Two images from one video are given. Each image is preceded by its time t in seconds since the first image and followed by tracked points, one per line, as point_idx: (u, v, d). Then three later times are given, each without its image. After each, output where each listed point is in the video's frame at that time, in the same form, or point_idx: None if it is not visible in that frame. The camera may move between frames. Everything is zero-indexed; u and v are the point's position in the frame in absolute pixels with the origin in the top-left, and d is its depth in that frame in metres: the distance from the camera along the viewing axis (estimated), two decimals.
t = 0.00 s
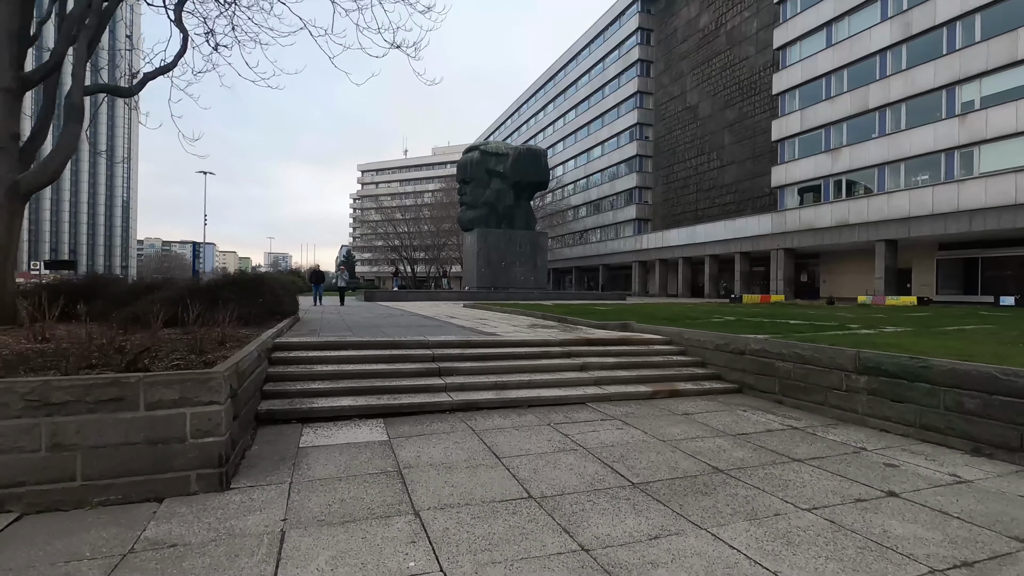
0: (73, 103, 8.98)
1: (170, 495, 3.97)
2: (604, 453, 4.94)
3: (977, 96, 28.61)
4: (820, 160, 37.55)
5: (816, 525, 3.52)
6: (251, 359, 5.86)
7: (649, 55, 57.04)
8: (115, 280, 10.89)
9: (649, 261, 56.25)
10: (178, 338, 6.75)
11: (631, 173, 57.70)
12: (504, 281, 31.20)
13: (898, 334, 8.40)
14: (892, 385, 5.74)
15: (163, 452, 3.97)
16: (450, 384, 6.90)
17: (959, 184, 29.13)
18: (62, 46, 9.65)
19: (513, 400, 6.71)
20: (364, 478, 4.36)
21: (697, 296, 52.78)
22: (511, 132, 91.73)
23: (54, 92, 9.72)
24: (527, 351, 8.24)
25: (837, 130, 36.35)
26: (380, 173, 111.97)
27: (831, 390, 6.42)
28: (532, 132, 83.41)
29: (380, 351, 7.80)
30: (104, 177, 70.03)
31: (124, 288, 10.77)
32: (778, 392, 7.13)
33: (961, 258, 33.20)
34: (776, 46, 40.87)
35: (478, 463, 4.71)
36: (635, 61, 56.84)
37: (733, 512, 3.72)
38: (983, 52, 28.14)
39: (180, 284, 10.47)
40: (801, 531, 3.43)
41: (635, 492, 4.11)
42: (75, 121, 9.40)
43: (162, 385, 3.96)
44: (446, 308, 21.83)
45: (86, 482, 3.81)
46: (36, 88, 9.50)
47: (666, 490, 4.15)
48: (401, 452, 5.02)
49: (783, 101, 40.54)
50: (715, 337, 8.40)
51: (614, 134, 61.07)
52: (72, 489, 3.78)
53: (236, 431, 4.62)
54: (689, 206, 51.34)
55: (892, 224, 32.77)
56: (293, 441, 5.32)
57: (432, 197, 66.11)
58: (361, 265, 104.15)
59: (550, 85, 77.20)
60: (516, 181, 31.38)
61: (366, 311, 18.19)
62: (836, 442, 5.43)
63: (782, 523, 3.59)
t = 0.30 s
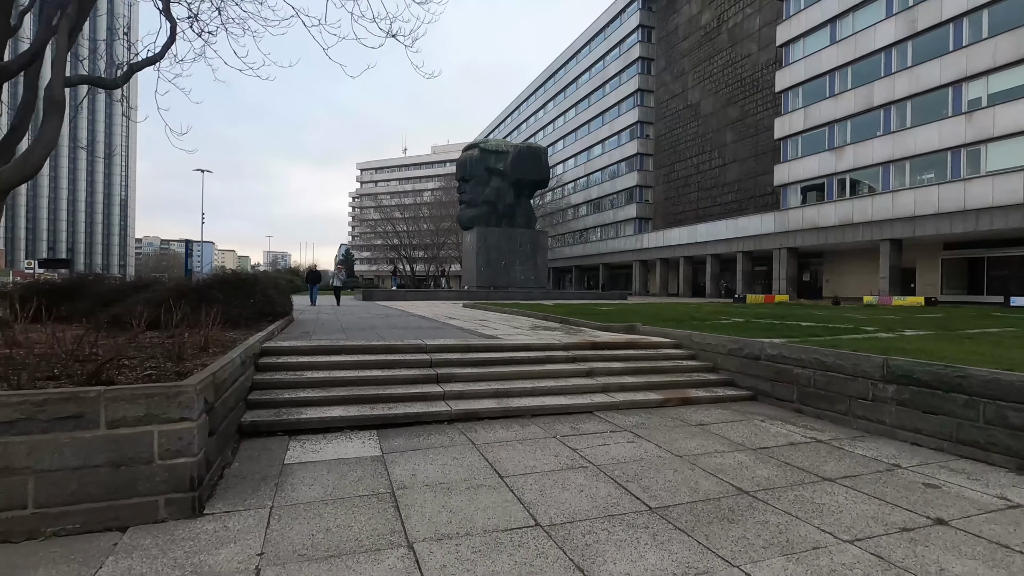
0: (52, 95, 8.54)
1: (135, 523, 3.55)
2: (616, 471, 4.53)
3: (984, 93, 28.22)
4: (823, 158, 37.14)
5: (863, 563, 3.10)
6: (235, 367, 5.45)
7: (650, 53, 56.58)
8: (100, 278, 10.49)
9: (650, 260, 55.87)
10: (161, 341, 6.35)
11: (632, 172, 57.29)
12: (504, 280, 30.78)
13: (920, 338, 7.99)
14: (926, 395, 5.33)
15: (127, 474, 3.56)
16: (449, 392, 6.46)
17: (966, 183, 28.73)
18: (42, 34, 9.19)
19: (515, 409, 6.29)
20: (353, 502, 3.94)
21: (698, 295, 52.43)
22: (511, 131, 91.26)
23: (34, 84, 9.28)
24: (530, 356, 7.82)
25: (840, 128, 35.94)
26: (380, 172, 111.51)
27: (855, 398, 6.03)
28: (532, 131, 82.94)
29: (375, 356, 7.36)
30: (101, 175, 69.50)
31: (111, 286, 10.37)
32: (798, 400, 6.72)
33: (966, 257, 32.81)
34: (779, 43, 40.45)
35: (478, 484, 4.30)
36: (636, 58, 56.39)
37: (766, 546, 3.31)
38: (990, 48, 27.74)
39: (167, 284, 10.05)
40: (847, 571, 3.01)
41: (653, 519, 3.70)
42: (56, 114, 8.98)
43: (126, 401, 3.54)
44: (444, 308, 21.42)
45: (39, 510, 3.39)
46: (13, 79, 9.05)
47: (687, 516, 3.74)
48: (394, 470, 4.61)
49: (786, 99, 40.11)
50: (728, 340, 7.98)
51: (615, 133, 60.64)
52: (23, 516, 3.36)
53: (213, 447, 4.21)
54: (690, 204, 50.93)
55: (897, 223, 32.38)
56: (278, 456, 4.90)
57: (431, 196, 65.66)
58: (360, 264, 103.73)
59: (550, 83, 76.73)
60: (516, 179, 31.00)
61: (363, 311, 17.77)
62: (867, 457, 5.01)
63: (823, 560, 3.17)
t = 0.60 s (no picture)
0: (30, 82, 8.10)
1: (95, 548, 3.14)
2: (635, 484, 4.13)
3: (988, 90, 27.92)
4: (824, 156, 36.82)
5: None
6: (219, 370, 5.03)
7: (649, 51, 56.23)
8: (85, 276, 10.08)
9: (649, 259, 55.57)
10: (140, 342, 5.90)
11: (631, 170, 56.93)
12: (503, 279, 30.38)
13: (942, 338, 7.61)
14: (965, 400, 4.94)
15: (88, 492, 3.15)
16: (450, 396, 6.05)
17: (970, 180, 28.43)
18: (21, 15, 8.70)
19: (521, 414, 5.88)
20: (343, 522, 3.52)
21: (697, 294, 52.18)
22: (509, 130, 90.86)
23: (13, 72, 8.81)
24: (535, 357, 7.41)
25: (842, 126, 35.62)
26: (377, 171, 111.09)
27: (884, 402, 5.64)
28: (530, 130, 82.60)
29: (370, 357, 6.93)
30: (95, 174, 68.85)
31: (97, 284, 9.95)
32: (820, 403, 6.34)
33: (969, 256, 32.57)
34: (779, 40, 40.13)
35: (481, 499, 3.88)
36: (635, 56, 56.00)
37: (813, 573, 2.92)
38: (995, 44, 27.43)
39: (153, 282, 9.61)
40: None
41: (680, 541, 3.30)
42: (34, 101, 8.50)
43: (85, 408, 3.14)
44: (442, 308, 21.02)
45: None
46: None
47: (718, 537, 3.35)
48: (390, 483, 4.19)
49: (787, 96, 39.79)
50: (742, 339, 7.58)
51: (614, 131, 60.29)
52: None
53: (189, 460, 3.79)
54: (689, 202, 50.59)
55: (900, 221, 32.07)
56: (264, 467, 4.48)
57: (429, 195, 65.24)
58: (358, 264, 103.25)
59: (549, 81, 76.36)
60: (515, 177, 30.61)
61: (359, 311, 17.36)
62: (904, 468, 4.62)
63: None
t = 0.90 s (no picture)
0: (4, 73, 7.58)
1: None
2: (653, 509, 3.73)
3: (989, 89, 27.70)
4: (824, 156, 36.58)
5: None
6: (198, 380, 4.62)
7: (646, 50, 55.96)
8: (64, 278, 9.64)
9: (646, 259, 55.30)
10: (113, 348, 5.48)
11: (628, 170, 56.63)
12: (500, 280, 29.97)
13: (963, 342, 7.26)
14: (1002, 411, 4.58)
15: (30, 527, 2.74)
16: (447, 406, 5.65)
17: (971, 180, 28.20)
18: None
19: (523, 426, 5.49)
20: (326, 557, 3.09)
21: (695, 295, 51.92)
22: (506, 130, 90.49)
23: None
24: (536, 363, 7.02)
25: (841, 125, 35.39)
26: (373, 171, 110.49)
27: (912, 413, 5.27)
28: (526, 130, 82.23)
29: (362, 364, 6.53)
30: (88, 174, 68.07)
31: (77, 286, 9.51)
32: (840, 413, 5.98)
33: (969, 257, 32.38)
34: (778, 40, 39.89)
35: (481, 529, 3.47)
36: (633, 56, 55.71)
37: None
38: (996, 43, 27.22)
39: (134, 282, 9.15)
40: None
41: None
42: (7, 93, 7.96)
43: (31, 427, 2.74)
44: (438, 309, 20.63)
45: None
46: None
47: (752, 574, 2.95)
48: (380, 508, 3.78)
49: (786, 96, 39.55)
50: (755, 344, 7.22)
51: (611, 131, 59.98)
52: None
53: (156, 484, 3.37)
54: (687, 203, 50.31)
55: (900, 221, 31.84)
56: (244, 488, 4.07)
57: (425, 195, 64.73)
58: (353, 264, 102.61)
59: (545, 81, 76.02)
60: (512, 177, 30.25)
61: (353, 312, 16.95)
62: (943, 487, 4.24)
63: None
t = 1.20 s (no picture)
0: None
1: None
2: (662, 535, 3.33)
3: (986, 87, 27.52)
4: (820, 154, 36.39)
5: None
6: (157, 391, 4.17)
7: (641, 49, 55.64)
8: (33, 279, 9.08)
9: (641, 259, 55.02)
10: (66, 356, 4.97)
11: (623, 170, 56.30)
12: (494, 280, 29.51)
13: (979, 343, 6.89)
14: None
15: None
16: (435, 415, 5.22)
17: (968, 179, 28.04)
18: None
19: (516, 437, 5.07)
20: None
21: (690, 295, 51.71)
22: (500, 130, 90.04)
23: None
24: (531, 367, 6.60)
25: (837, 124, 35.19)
26: (366, 171, 109.70)
27: (935, 421, 4.89)
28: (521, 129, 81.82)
29: (345, 369, 6.08)
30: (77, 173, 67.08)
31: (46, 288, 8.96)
32: (855, 420, 5.60)
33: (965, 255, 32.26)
34: (774, 38, 39.65)
35: (468, 563, 3.04)
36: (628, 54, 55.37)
37: None
38: (993, 41, 27.04)
39: (106, 282, 8.61)
40: None
41: None
42: None
43: None
44: (431, 309, 20.14)
45: None
46: None
47: None
48: (354, 539, 3.33)
49: (782, 94, 39.32)
50: (761, 346, 6.84)
51: (606, 130, 59.65)
52: None
53: (93, 516, 2.94)
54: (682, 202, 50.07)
55: (897, 220, 31.67)
56: (203, 513, 3.62)
57: (419, 194, 64.18)
58: (347, 265, 101.87)
59: (540, 80, 75.60)
60: (506, 176, 29.88)
61: (343, 313, 16.49)
62: (978, 505, 3.86)
63: None
